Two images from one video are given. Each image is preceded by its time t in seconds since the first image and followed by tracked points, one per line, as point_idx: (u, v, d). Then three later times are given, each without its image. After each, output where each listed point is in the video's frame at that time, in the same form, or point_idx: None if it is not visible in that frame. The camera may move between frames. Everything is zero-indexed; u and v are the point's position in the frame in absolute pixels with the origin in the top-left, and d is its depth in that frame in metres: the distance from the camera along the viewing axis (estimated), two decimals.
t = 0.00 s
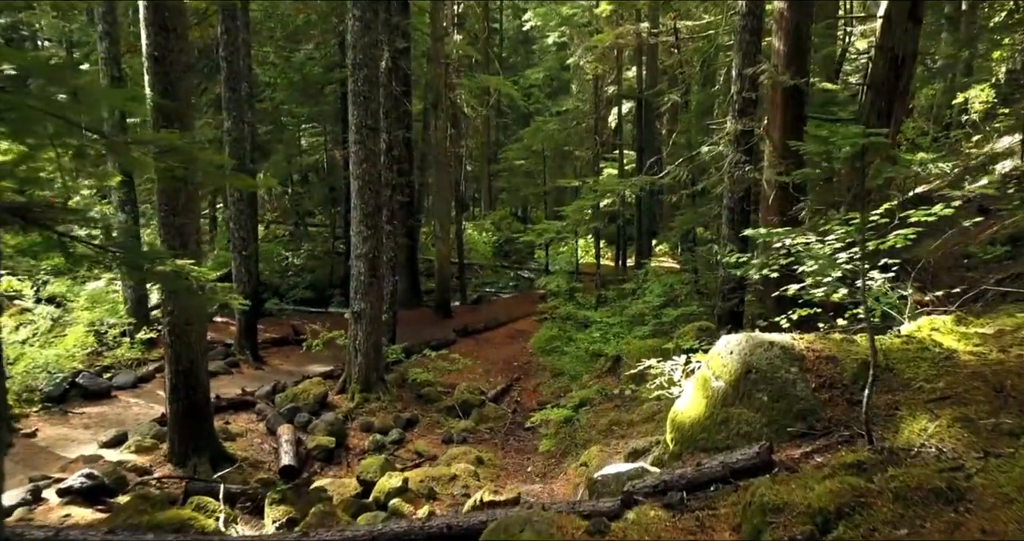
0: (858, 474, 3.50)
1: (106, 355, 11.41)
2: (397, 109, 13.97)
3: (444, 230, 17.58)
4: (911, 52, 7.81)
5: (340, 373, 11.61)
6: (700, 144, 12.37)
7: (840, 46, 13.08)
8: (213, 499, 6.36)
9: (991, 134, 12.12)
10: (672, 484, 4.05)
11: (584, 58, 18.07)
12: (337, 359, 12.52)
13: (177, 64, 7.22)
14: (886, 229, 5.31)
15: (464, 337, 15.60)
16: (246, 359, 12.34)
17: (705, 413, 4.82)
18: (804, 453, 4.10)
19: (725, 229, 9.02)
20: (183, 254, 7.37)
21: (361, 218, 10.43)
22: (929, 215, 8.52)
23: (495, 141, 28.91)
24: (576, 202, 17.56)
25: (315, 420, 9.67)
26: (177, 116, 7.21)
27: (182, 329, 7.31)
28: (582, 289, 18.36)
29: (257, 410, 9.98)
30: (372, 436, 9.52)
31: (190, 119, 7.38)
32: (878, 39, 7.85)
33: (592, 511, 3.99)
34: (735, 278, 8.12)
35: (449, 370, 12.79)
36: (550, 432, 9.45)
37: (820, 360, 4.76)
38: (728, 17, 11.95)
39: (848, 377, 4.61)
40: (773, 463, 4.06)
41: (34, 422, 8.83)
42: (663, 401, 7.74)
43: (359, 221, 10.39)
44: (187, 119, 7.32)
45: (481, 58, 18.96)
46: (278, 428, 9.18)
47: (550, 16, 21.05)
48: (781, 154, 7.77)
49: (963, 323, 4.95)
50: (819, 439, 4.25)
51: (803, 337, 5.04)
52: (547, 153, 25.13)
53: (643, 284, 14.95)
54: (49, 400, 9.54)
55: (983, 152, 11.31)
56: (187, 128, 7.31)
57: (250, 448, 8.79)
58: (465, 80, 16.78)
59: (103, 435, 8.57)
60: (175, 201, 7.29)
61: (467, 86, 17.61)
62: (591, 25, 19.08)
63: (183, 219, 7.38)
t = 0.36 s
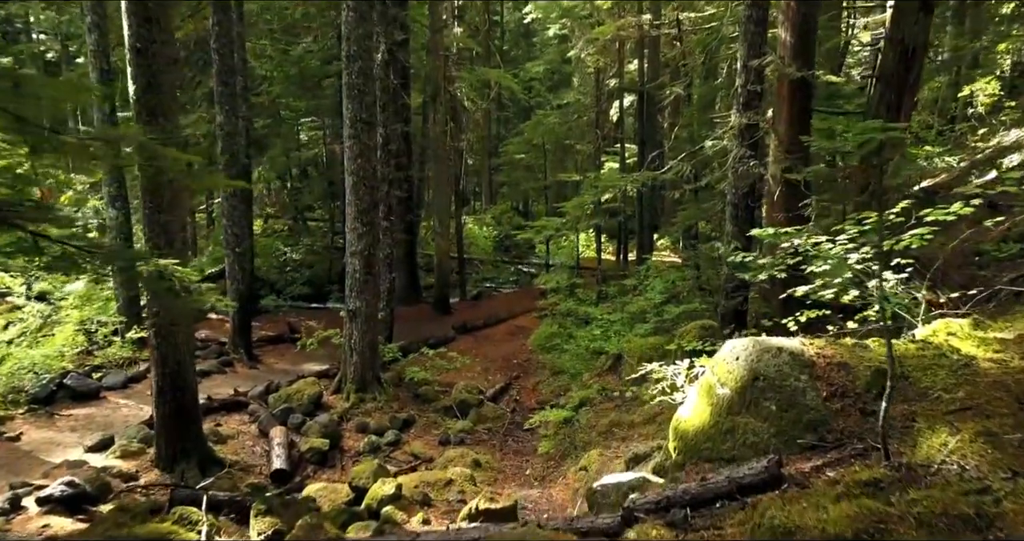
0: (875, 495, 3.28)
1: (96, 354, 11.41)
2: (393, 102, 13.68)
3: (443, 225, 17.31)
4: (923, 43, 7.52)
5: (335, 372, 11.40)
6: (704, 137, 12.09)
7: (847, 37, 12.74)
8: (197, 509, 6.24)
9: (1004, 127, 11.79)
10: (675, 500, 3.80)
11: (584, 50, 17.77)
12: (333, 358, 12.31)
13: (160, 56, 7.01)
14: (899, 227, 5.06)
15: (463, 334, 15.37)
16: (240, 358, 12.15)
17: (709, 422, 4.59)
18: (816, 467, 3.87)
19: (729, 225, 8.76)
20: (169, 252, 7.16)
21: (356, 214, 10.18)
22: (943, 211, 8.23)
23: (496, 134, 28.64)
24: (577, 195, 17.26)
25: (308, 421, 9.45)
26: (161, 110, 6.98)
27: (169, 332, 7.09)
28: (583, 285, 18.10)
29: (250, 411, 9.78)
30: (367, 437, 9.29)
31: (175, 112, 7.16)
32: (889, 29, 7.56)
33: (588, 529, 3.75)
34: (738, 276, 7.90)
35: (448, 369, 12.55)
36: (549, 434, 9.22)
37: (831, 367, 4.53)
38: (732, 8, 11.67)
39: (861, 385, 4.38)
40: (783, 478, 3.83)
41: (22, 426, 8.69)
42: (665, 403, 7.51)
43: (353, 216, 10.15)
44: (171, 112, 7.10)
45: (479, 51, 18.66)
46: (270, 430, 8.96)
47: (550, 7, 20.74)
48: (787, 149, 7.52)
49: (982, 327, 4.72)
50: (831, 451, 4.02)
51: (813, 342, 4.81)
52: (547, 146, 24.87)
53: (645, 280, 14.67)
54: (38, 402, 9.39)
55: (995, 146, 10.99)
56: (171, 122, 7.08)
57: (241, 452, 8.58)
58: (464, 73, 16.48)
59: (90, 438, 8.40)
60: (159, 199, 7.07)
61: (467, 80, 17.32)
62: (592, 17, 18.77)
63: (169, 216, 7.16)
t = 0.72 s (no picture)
0: (900, 527, 3.05)
1: (87, 356, 11.16)
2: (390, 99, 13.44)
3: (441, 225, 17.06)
4: (936, 38, 7.26)
5: (331, 376, 11.16)
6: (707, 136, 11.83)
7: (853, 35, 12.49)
8: (181, 522, 6.03)
9: (1015, 125, 11.50)
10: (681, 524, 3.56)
11: (585, 48, 17.53)
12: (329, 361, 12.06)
13: (147, 51, 6.77)
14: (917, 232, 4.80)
15: (461, 336, 15.13)
16: (234, 361, 11.89)
17: (716, 439, 4.34)
18: (830, 490, 3.63)
19: (733, 226, 8.37)
20: (154, 255, 6.92)
21: (350, 214, 9.93)
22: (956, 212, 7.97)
23: (496, 133, 28.40)
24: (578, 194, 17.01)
25: (301, 426, 9.22)
26: (146, 107, 6.75)
27: (155, 338, 6.86)
28: (584, 285, 17.86)
29: (242, 416, 9.55)
30: (362, 443, 9.05)
31: (161, 109, 6.91)
32: (901, 23, 7.30)
33: None
34: (744, 280, 7.64)
35: (446, 372, 12.30)
36: (548, 440, 8.98)
37: (845, 381, 4.30)
38: (737, 4, 11.42)
39: (877, 401, 4.14)
40: (795, 502, 3.60)
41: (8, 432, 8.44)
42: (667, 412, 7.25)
43: (348, 217, 9.90)
44: (157, 109, 6.86)
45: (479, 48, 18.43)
46: (262, 436, 8.72)
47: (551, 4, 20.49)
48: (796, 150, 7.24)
49: (1005, 338, 4.48)
50: (847, 473, 3.79)
51: (825, 354, 4.58)
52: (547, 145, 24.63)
53: (648, 281, 14.40)
54: (25, 407, 9.15)
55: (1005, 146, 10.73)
56: (157, 120, 6.84)
57: (232, 459, 8.35)
58: (463, 70, 16.23)
59: (77, 445, 8.16)
60: (145, 201, 6.83)
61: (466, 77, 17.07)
62: (593, 13, 18.53)
63: (155, 218, 6.93)
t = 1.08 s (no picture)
0: None
1: (75, 363, 10.89)
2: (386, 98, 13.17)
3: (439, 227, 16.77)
4: (949, 36, 6.98)
5: (323, 382, 10.89)
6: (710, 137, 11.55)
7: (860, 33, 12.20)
8: None
9: None
10: None
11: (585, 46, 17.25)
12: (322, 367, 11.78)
13: (128, 48, 6.49)
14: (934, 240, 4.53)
15: (459, 340, 14.85)
16: (226, 367, 11.63)
17: (722, 459, 4.08)
18: (845, 520, 3.45)
19: (738, 231, 8.08)
20: (137, 261, 6.66)
21: (343, 217, 9.65)
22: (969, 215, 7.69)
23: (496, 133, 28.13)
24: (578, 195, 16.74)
25: (292, 436, 8.96)
26: (128, 106, 6.49)
27: (137, 347, 6.60)
28: (585, 288, 17.58)
29: (232, 425, 9.29)
30: (355, 453, 8.77)
31: (144, 108, 6.66)
32: (913, 20, 7.03)
33: None
34: (749, 286, 7.35)
35: (443, 378, 12.03)
36: (546, 451, 8.70)
37: (861, 400, 4.02)
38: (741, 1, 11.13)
39: (895, 422, 3.90)
40: (810, 531, 3.40)
41: None
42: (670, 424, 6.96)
43: (341, 220, 9.62)
44: (140, 108, 6.60)
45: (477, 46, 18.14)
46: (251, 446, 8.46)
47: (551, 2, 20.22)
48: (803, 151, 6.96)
49: None
50: (865, 502, 3.59)
51: (839, 369, 4.33)
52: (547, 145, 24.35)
53: (649, 284, 14.12)
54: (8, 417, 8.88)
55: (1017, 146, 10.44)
56: (140, 119, 6.59)
57: (220, 470, 8.08)
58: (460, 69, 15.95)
59: (60, 456, 7.89)
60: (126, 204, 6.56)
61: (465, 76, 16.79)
62: (594, 11, 18.25)
63: (137, 222, 6.66)
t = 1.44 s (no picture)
0: None
1: (64, 368, 10.67)
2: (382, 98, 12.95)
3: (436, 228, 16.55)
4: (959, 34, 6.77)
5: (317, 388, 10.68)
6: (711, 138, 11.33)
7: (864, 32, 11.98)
8: None
9: None
10: None
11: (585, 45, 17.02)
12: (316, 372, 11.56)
13: (111, 47, 6.28)
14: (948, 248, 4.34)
15: (457, 343, 14.64)
16: (218, 372, 11.43)
17: (727, 479, 3.85)
18: None
19: (739, 235, 7.86)
20: (120, 266, 6.46)
21: (337, 220, 9.43)
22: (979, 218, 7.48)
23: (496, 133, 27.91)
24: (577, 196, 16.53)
25: (284, 443, 8.75)
26: (112, 107, 6.29)
27: (120, 356, 6.38)
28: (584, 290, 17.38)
29: (223, 433, 9.09)
30: (348, 462, 8.55)
31: (128, 109, 6.46)
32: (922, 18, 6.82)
33: None
34: (753, 292, 7.13)
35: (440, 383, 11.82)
36: (544, 459, 8.49)
37: (876, 419, 3.89)
38: None
39: (913, 443, 3.81)
40: None
41: None
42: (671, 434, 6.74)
43: (334, 223, 9.40)
44: (124, 108, 6.41)
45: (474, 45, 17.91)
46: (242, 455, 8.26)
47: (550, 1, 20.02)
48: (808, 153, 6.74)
49: None
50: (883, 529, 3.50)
51: (852, 384, 4.17)
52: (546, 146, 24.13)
53: (649, 287, 13.91)
54: None
55: None
56: (124, 120, 6.40)
57: (209, 480, 7.88)
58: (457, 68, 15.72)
59: (45, 466, 7.67)
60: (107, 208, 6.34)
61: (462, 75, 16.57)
62: (593, 10, 18.03)
63: (120, 227, 6.44)
